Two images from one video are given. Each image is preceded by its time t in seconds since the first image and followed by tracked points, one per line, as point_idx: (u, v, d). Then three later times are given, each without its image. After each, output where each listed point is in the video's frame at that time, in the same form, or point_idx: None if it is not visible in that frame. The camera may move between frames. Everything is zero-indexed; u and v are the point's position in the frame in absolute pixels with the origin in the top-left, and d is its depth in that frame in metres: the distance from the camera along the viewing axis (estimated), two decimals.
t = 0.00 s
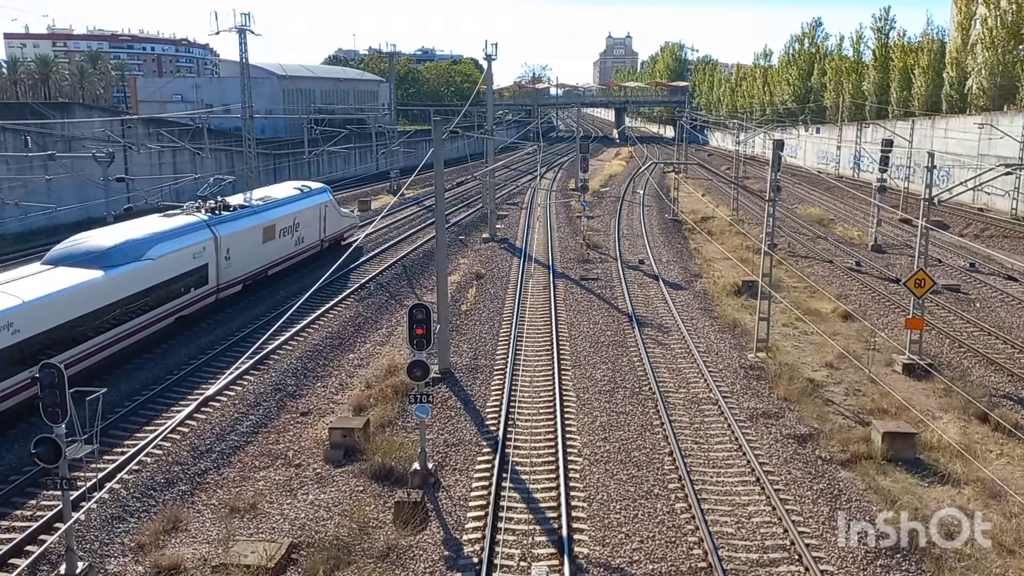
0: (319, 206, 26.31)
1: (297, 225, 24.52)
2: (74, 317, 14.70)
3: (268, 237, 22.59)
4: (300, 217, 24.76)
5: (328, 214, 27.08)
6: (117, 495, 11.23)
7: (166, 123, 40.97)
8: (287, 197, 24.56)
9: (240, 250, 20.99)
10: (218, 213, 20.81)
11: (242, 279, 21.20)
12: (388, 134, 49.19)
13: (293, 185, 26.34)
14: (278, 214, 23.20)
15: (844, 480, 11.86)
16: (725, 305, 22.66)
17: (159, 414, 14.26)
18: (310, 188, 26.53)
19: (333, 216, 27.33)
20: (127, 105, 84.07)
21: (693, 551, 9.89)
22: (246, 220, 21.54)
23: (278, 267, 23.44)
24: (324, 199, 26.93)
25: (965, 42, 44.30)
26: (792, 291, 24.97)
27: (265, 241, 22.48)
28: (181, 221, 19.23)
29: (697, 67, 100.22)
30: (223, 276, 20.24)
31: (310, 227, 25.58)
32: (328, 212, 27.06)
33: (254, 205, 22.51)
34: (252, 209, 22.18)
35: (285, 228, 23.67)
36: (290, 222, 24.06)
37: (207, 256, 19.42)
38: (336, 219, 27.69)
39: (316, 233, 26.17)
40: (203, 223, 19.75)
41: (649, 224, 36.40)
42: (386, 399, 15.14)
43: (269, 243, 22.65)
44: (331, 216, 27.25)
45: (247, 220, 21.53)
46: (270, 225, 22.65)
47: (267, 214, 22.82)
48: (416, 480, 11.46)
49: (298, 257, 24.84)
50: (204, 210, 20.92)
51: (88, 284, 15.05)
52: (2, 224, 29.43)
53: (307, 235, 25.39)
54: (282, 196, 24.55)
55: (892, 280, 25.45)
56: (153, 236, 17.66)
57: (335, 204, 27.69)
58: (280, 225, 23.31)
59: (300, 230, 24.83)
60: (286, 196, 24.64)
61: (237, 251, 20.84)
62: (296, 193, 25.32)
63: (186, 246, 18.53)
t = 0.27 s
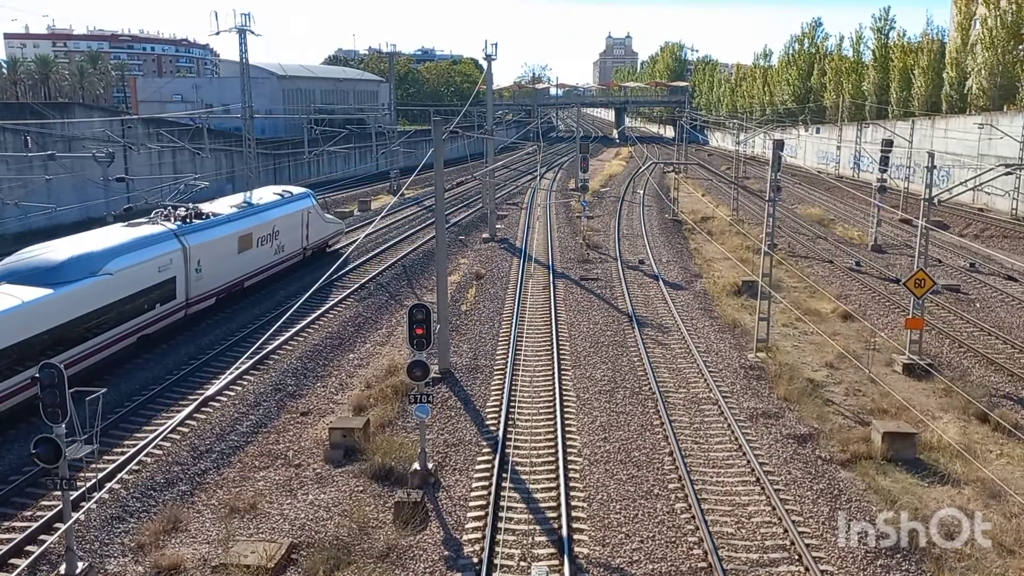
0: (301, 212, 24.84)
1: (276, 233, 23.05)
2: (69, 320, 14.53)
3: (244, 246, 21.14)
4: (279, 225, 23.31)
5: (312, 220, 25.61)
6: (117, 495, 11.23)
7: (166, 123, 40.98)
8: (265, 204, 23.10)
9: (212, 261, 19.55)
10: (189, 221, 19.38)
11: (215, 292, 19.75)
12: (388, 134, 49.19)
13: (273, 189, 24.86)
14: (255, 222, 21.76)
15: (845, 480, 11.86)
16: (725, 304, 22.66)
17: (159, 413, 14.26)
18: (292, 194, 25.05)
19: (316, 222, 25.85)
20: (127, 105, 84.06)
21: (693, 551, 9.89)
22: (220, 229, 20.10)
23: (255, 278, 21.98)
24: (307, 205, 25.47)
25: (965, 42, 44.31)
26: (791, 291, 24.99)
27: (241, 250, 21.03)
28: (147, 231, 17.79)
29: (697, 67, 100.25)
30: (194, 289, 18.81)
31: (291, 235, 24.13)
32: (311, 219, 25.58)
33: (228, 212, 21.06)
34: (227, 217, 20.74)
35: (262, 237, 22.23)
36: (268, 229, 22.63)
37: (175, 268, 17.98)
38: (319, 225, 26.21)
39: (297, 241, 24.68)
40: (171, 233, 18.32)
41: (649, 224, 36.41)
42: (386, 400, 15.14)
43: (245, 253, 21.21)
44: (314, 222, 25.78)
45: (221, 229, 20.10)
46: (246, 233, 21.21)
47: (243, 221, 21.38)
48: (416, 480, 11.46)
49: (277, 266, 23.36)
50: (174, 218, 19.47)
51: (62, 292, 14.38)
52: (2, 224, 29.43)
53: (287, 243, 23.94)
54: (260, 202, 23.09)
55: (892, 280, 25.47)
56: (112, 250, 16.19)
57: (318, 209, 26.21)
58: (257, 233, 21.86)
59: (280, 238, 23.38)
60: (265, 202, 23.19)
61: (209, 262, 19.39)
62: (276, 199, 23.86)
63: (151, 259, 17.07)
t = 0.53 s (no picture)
0: (281, 219, 23.49)
1: (254, 241, 21.69)
2: (63, 323, 14.32)
3: (217, 256, 19.81)
4: (257, 233, 21.97)
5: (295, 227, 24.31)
6: (117, 495, 11.24)
7: (166, 123, 40.97)
8: (242, 211, 21.74)
9: (181, 274, 18.21)
10: (156, 231, 18.02)
11: (184, 306, 18.42)
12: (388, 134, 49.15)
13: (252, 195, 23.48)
14: (230, 231, 20.44)
15: (845, 480, 11.86)
16: (726, 305, 22.65)
17: (159, 413, 14.26)
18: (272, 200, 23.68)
19: (298, 229, 24.49)
20: (128, 105, 84.08)
21: (693, 551, 9.88)
22: (191, 239, 18.79)
23: (230, 290, 20.65)
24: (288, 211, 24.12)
25: (966, 42, 44.29)
26: (792, 291, 24.97)
27: (215, 262, 19.71)
28: (108, 242, 16.41)
29: (697, 67, 100.27)
30: (161, 304, 17.48)
31: (271, 243, 22.80)
32: (292, 225, 24.22)
33: (201, 220, 19.71)
34: (199, 225, 19.40)
35: (238, 246, 20.88)
36: (245, 237, 21.28)
37: (139, 283, 16.63)
38: (302, 232, 24.86)
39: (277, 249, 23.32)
40: (135, 243, 16.98)
41: (650, 224, 36.39)
42: (386, 400, 15.13)
43: (218, 264, 19.88)
44: (296, 229, 24.44)
45: (192, 239, 18.79)
46: (219, 243, 19.88)
47: (217, 230, 20.04)
48: (416, 481, 11.45)
49: (255, 277, 22.03)
50: (141, 226, 18.13)
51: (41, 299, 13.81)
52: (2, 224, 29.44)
53: (266, 252, 22.59)
54: (236, 209, 21.73)
55: (892, 280, 25.45)
56: (68, 265, 14.86)
57: (301, 214, 24.85)
58: (233, 243, 20.56)
59: (258, 246, 22.03)
60: (242, 209, 21.83)
61: (177, 274, 18.05)
62: (255, 205, 22.50)
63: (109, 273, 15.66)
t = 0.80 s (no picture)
0: (259, 227, 22.26)
1: (229, 251, 20.45)
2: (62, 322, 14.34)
3: (186, 268, 18.56)
4: (232, 242, 20.72)
5: (275, 235, 23.09)
6: (117, 494, 11.25)
7: (166, 123, 40.97)
8: (215, 219, 20.50)
9: (146, 288, 16.96)
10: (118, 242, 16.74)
11: (151, 322, 17.15)
12: (388, 134, 49.14)
13: (228, 202, 22.25)
14: (200, 241, 19.19)
15: (845, 480, 11.87)
16: (726, 305, 22.66)
17: (160, 414, 14.26)
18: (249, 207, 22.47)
19: (277, 236, 23.27)
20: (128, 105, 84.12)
21: (693, 551, 9.89)
22: (156, 251, 17.51)
23: (203, 304, 19.40)
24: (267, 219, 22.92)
25: (966, 42, 44.28)
26: (792, 291, 24.97)
27: (183, 275, 18.42)
28: (61, 256, 15.09)
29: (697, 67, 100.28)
30: (123, 322, 16.21)
31: (247, 253, 21.54)
32: (272, 233, 23.00)
33: (168, 229, 18.45)
34: (165, 236, 18.16)
35: (210, 257, 19.63)
36: (218, 247, 20.05)
37: (96, 300, 15.31)
38: (283, 240, 23.66)
39: (255, 258, 22.07)
40: (93, 257, 15.70)
41: (650, 224, 36.39)
42: (386, 400, 15.14)
43: (188, 276, 18.62)
44: (276, 237, 23.22)
45: (157, 251, 17.53)
46: (189, 254, 18.63)
47: (186, 240, 18.80)
48: (417, 480, 11.45)
49: (230, 288, 20.81)
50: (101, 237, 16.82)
51: (29, 303, 13.57)
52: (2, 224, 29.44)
53: (243, 262, 21.35)
54: (210, 217, 20.51)
55: (892, 280, 25.45)
56: (15, 281, 13.57)
57: (281, 221, 23.64)
58: (204, 253, 19.32)
59: (233, 257, 20.79)
60: (215, 217, 20.60)
61: (141, 288, 16.76)
62: (230, 213, 21.26)
63: (59, 290, 14.31)
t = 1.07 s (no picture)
0: (234, 235, 20.86)
1: (201, 261, 19.02)
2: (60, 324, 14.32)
3: (151, 282, 17.11)
4: (204, 251, 19.28)
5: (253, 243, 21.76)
6: (117, 494, 11.25)
7: (166, 123, 40.97)
8: (185, 227, 19.04)
9: (104, 305, 15.52)
10: (73, 255, 15.29)
11: (111, 342, 15.71)
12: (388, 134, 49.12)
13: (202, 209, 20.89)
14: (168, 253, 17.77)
15: (845, 480, 11.87)
16: (726, 305, 22.66)
17: (160, 414, 14.26)
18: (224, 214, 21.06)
19: (256, 245, 21.89)
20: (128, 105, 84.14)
21: (693, 551, 9.89)
22: (118, 265, 16.11)
23: (171, 319, 17.95)
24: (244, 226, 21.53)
25: (966, 42, 44.27)
26: (792, 291, 24.97)
27: (148, 290, 16.99)
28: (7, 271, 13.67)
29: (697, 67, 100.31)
30: (77, 343, 14.75)
31: (222, 264, 20.14)
32: (249, 242, 21.60)
33: (134, 239, 17.08)
34: (128, 247, 16.73)
35: (179, 269, 18.19)
36: (188, 258, 18.60)
37: (47, 320, 13.92)
38: (262, 248, 22.28)
39: (231, 269, 20.66)
40: (43, 272, 14.28)
41: (650, 224, 36.39)
42: (386, 400, 15.14)
43: (155, 290, 17.25)
44: (254, 246, 21.83)
45: (119, 265, 16.12)
46: (155, 266, 17.20)
47: (153, 252, 17.39)
48: (417, 480, 11.45)
49: (203, 302, 19.37)
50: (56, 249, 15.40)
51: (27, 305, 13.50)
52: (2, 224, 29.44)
53: (216, 273, 19.92)
54: (182, 225, 19.13)
55: (892, 280, 25.45)
56: None
57: (260, 228, 22.25)
58: (173, 266, 17.90)
59: (206, 267, 19.36)
60: (185, 225, 19.17)
61: (99, 305, 15.36)
62: (203, 220, 19.82)
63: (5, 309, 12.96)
